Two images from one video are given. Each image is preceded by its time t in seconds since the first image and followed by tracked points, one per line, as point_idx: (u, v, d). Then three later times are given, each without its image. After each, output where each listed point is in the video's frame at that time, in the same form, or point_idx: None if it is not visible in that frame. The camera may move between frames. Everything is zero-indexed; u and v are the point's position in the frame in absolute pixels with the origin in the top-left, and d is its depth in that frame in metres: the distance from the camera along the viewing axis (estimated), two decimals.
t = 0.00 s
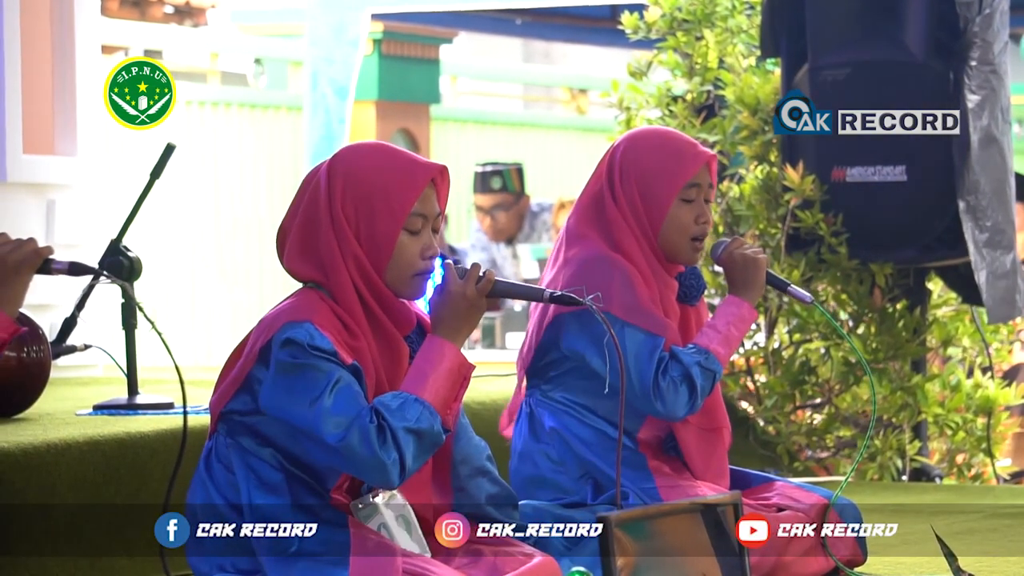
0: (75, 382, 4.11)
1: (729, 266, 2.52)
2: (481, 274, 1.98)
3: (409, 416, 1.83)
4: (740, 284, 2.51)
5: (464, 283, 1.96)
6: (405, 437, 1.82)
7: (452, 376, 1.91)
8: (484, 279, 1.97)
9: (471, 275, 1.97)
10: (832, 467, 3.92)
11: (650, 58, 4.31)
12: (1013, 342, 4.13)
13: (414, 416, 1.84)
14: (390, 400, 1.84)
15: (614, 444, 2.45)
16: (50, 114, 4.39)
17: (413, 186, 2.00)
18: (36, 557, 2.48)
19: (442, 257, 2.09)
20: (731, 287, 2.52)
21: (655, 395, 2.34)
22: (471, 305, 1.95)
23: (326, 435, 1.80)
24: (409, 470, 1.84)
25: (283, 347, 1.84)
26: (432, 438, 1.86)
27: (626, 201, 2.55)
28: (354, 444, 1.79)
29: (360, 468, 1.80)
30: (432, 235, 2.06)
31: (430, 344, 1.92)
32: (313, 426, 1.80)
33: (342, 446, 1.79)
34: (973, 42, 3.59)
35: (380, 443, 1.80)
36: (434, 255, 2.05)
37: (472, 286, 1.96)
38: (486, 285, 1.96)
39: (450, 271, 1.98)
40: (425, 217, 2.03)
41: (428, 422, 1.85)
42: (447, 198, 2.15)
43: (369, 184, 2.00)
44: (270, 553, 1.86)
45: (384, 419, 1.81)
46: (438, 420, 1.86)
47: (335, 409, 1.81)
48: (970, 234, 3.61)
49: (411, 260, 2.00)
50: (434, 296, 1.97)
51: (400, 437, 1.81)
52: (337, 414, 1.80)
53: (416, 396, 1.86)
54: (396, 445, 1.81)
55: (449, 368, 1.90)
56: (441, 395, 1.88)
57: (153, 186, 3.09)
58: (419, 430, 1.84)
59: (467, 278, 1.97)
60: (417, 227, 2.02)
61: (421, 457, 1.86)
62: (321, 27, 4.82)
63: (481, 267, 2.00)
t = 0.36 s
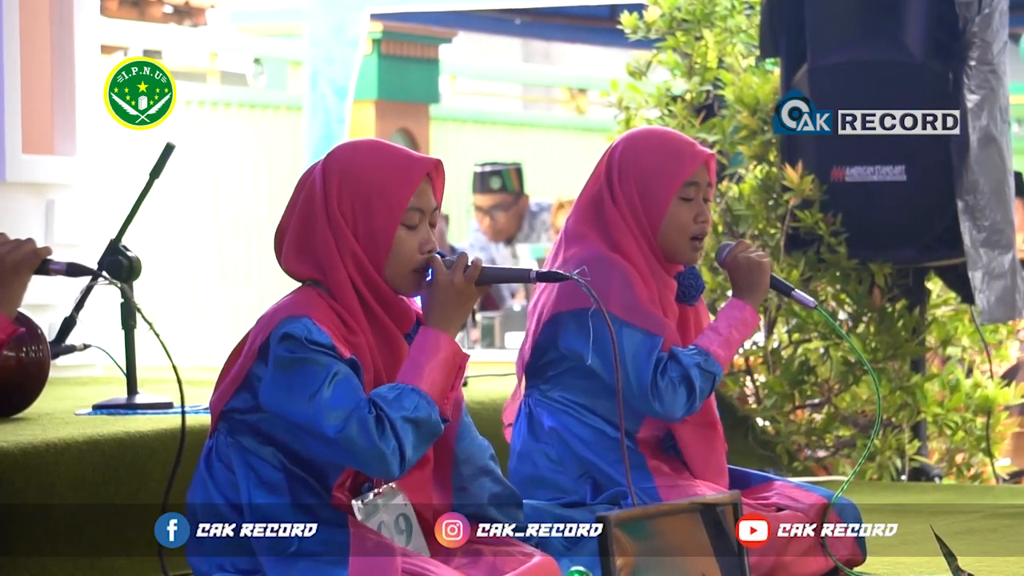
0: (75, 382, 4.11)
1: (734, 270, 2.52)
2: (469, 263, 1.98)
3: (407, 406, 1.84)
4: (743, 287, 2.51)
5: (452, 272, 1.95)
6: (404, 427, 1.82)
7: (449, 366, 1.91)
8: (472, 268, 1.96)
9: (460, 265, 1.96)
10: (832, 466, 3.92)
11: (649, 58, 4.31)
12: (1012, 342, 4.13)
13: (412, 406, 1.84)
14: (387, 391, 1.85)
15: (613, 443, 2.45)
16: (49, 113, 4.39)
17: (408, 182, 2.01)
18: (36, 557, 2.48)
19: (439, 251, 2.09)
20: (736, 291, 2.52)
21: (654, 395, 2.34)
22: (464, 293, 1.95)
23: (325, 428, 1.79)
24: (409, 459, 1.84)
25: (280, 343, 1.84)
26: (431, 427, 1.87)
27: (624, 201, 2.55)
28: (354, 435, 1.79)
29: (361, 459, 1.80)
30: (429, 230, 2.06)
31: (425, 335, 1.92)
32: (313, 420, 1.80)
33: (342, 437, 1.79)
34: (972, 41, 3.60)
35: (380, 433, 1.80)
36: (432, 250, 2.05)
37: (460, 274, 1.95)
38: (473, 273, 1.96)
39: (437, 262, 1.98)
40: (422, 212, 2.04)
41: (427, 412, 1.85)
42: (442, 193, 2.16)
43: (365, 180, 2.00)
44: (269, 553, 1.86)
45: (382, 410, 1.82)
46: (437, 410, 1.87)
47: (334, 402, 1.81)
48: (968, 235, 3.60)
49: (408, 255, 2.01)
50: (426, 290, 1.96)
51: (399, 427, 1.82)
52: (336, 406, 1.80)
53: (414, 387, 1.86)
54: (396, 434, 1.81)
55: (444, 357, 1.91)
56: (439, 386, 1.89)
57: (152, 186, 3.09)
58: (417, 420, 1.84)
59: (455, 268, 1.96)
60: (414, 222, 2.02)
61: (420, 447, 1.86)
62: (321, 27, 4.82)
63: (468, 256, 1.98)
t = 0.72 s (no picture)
0: (75, 383, 4.11)
1: (739, 277, 2.51)
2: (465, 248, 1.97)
3: (408, 390, 1.84)
4: (748, 292, 2.50)
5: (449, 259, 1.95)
6: (405, 410, 1.82)
7: (450, 350, 1.91)
8: (469, 253, 1.96)
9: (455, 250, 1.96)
10: (831, 467, 3.91)
11: (648, 59, 4.31)
12: (1012, 342, 4.12)
13: (413, 391, 1.84)
14: (388, 376, 1.85)
15: (611, 443, 2.46)
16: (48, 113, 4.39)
17: (404, 173, 2.01)
18: (35, 558, 2.48)
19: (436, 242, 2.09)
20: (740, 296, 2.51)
21: (651, 397, 2.34)
22: (464, 279, 1.95)
23: (327, 415, 1.79)
24: (412, 445, 1.84)
25: (281, 332, 1.85)
26: (432, 412, 1.86)
27: (622, 201, 2.55)
28: (356, 420, 1.79)
29: (363, 443, 1.79)
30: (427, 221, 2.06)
31: (426, 322, 1.92)
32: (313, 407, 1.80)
33: (343, 423, 1.79)
34: (971, 42, 3.60)
35: (381, 417, 1.80)
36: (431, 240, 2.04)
37: (456, 260, 1.95)
38: (470, 258, 1.96)
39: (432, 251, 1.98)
40: (420, 202, 2.03)
41: (427, 396, 1.85)
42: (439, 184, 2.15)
43: (362, 173, 2.00)
44: (269, 553, 1.86)
45: (383, 394, 1.81)
46: (438, 395, 1.87)
47: (334, 387, 1.80)
48: (968, 236, 3.60)
49: (407, 246, 2.00)
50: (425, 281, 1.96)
51: (400, 411, 1.81)
52: (336, 393, 1.80)
53: (415, 371, 1.86)
54: (397, 417, 1.80)
55: (445, 341, 1.91)
56: (440, 369, 1.89)
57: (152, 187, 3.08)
58: (419, 404, 1.84)
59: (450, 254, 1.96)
60: (413, 213, 2.02)
61: (422, 433, 1.86)
62: (320, 27, 4.82)
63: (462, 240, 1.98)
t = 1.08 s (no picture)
0: (74, 382, 4.11)
1: (740, 279, 2.50)
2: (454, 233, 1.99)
3: (404, 375, 1.84)
4: (748, 295, 2.48)
5: (439, 245, 1.97)
6: (400, 395, 1.82)
7: (445, 335, 1.91)
8: (457, 237, 1.98)
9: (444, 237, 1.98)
10: (830, 467, 3.91)
11: (647, 59, 4.31)
12: (1010, 342, 4.12)
13: (409, 376, 1.84)
14: (384, 361, 1.85)
15: (611, 443, 2.46)
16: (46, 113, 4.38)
17: (394, 162, 2.01)
18: (34, 557, 2.48)
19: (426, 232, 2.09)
20: (739, 300, 2.50)
21: (648, 397, 2.34)
22: (454, 264, 1.96)
23: (323, 397, 1.79)
24: (407, 429, 1.83)
25: (278, 315, 1.85)
26: (429, 398, 1.86)
27: (623, 202, 2.55)
28: (352, 402, 1.79)
29: (358, 427, 1.80)
30: (418, 210, 2.06)
31: (419, 306, 1.92)
32: (309, 389, 1.80)
33: (339, 406, 1.79)
34: (970, 42, 3.60)
35: (376, 401, 1.80)
36: (422, 229, 2.04)
37: (446, 245, 1.97)
38: (460, 243, 1.98)
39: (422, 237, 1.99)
40: (410, 191, 2.03)
41: (423, 381, 1.85)
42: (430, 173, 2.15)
43: (352, 164, 2.00)
44: (268, 553, 1.86)
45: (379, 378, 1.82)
46: (433, 380, 1.87)
47: (331, 369, 1.80)
48: (967, 235, 3.60)
49: (398, 236, 2.00)
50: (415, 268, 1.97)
51: (395, 394, 1.81)
52: (332, 376, 1.80)
53: (410, 357, 1.87)
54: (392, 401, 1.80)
55: (440, 324, 1.91)
56: (435, 354, 1.89)
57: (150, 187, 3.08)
58: (414, 389, 1.84)
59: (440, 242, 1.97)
60: (402, 202, 2.02)
61: (418, 418, 1.85)
62: (318, 27, 4.82)
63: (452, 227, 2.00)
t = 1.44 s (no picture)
0: (73, 382, 4.11)
1: (719, 278, 2.49)
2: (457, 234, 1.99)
3: (406, 379, 1.85)
4: (725, 292, 2.47)
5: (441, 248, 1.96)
6: (402, 399, 1.83)
7: (449, 339, 1.92)
8: (460, 238, 1.97)
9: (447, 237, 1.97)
10: (829, 467, 3.90)
11: (646, 59, 4.31)
12: (1009, 342, 4.13)
13: (411, 379, 1.85)
14: (386, 364, 1.86)
15: (608, 444, 2.46)
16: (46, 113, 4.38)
17: (398, 165, 2.01)
18: (33, 558, 2.47)
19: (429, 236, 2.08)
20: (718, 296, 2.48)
21: (635, 406, 2.34)
22: (456, 266, 1.96)
23: (326, 399, 1.79)
24: (408, 432, 1.84)
25: (283, 316, 1.85)
26: (430, 401, 1.87)
27: (624, 204, 2.55)
28: (355, 405, 1.79)
29: (360, 431, 1.80)
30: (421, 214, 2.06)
31: (422, 309, 1.92)
32: (312, 391, 1.80)
33: (341, 409, 1.79)
34: (969, 42, 3.60)
35: (378, 405, 1.80)
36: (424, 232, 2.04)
37: (449, 247, 1.96)
38: (463, 245, 1.97)
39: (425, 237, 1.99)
40: (414, 195, 2.03)
41: (424, 385, 1.85)
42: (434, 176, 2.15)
43: (355, 167, 2.00)
44: (267, 553, 1.86)
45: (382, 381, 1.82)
46: (435, 383, 1.87)
47: (334, 372, 1.80)
48: (965, 235, 3.61)
49: (401, 239, 2.00)
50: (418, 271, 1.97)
51: (396, 398, 1.82)
52: (336, 378, 1.80)
53: (411, 360, 1.87)
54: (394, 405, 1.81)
55: (443, 327, 1.91)
56: (438, 358, 1.90)
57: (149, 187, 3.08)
58: (416, 393, 1.84)
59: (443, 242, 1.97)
60: (406, 206, 2.02)
61: (420, 421, 1.86)
62: (317, 27, 4.82)
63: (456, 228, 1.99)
